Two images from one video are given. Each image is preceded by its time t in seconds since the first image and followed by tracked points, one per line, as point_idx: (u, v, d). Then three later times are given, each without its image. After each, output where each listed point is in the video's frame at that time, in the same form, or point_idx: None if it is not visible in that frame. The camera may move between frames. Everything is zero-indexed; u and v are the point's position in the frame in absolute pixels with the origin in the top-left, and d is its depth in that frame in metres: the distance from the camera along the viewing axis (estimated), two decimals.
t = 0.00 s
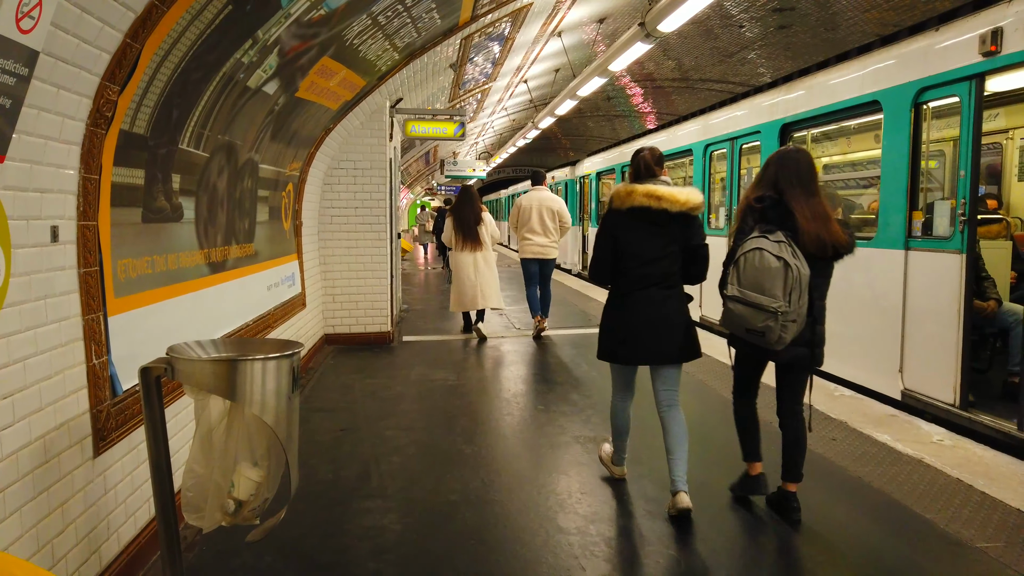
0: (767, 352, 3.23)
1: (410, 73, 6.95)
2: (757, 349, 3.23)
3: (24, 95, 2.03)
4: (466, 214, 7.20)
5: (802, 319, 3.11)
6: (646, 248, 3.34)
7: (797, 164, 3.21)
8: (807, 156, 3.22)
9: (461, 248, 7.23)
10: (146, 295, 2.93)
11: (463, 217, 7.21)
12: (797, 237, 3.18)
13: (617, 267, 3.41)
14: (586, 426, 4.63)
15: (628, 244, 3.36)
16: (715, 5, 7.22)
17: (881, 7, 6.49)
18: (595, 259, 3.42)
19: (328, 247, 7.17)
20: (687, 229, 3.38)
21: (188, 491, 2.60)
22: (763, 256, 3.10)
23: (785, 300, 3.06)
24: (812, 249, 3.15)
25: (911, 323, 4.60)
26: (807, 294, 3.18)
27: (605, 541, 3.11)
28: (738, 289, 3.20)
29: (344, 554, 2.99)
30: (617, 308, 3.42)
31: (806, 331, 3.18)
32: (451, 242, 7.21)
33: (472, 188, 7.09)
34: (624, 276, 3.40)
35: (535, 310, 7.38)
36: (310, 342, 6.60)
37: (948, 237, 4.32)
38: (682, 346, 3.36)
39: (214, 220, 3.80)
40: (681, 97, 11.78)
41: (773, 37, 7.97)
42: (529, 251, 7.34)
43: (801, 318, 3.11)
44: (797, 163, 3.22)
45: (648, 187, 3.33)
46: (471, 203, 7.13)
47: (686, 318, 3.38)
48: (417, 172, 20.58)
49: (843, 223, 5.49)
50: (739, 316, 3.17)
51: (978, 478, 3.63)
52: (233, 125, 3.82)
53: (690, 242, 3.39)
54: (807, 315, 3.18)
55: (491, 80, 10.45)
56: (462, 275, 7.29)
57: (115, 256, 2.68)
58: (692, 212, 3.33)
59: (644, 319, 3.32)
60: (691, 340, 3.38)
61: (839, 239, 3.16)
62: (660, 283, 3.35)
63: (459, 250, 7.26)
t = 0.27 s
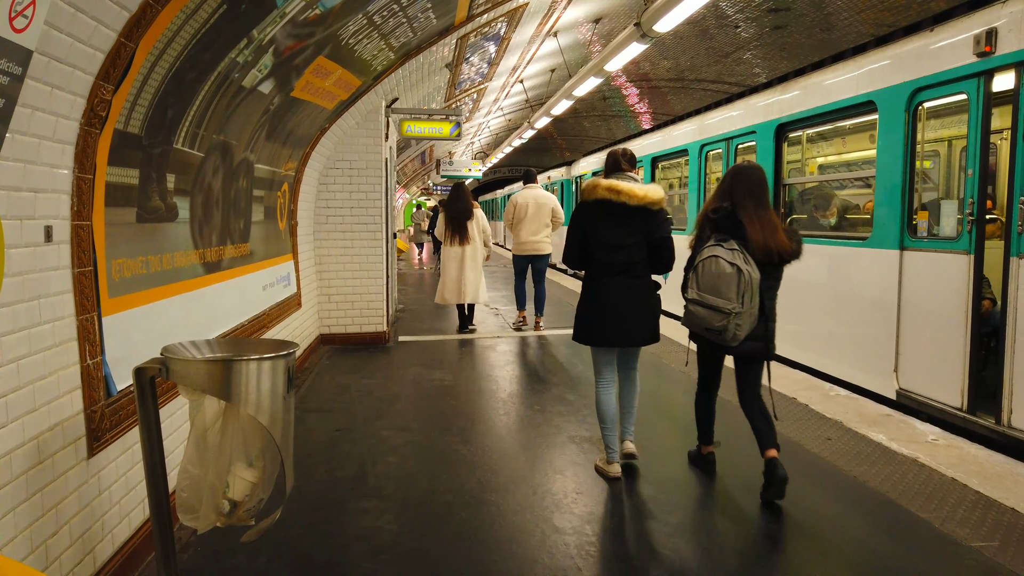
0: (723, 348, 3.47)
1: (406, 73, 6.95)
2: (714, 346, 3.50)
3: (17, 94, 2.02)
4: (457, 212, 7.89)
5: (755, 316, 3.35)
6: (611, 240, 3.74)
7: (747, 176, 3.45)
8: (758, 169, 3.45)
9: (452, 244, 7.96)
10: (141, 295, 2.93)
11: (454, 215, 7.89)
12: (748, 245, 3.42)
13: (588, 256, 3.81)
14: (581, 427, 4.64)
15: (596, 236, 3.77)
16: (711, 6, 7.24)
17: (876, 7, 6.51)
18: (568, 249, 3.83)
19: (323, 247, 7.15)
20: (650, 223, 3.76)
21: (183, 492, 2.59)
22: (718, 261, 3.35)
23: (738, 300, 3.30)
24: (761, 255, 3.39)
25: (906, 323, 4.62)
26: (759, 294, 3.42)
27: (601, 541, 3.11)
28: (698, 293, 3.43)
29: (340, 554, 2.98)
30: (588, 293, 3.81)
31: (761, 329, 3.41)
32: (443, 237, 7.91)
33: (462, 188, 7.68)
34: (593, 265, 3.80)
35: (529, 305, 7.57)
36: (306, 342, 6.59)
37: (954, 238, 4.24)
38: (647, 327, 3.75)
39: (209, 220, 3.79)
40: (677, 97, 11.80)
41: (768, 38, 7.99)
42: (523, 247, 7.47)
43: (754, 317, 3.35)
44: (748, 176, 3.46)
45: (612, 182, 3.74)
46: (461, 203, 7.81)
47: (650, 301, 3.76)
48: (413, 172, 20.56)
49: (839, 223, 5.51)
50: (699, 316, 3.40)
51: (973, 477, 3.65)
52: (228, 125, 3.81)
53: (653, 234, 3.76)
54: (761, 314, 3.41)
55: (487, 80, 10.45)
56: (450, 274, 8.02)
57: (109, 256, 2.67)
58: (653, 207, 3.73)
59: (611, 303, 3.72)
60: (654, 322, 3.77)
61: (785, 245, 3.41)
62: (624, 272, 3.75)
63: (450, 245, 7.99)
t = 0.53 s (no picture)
0: (683, 327, 3.82)
1: (402, 73, 6.94)
2: (677, 325, 3.84)
3: (10, 92, 2.01)
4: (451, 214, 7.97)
5: (711, 299, 3.71)
6: (595, 242, 3.97)
7: (714, 172, 3.83)
8: (724, 166, 3.83)
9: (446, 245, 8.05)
10: (135, 295, 2.91)
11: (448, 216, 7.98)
12: (710, 233, 3.82)
13: (571, 256, 4.02)
14: (577, 426, 4.64)
15: (581, 238, 3.99)
16: (706, 6, 7.25)
17: (870, 7, 6.53)
18: (554, 248, 4.06)
19: (318, 247, 7.14)
20: (632, 230, 3.99)
21: (177, 493, 2.58)
22: (679, 247, 3.72)
23: (695, 283, 3.67)
24: (720, 243, 3.79)
25: (900, 322, 4.64)
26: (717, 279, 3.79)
27: (597, 541, 3.11)
28: (660, 275, 3.79)
29: (335, 555, 2.98)
30: (569, 291, 4.02)
31: (716, 310, 3.78)
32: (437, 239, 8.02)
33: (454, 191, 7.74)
34: (576, 265, 4.01)
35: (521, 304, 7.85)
36: (301, 342, 6.58)
37: (950, 238, 4.24)
38: (620, 328, 3.97)
39: (204, 220, 3.78)
40: (672, 97, 11.82)
41: (764, 38, 8.01)
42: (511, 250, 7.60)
43: (711, 299, 3.71)
44: (714, 172, 3.84)
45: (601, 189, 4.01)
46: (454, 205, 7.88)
47: (627, 304, 3.99)
48: (409, 172, 20.52)
49: (834, 223, 5.53)
50: (659, 297, 3.76)
51: (968, 476, 3.66)
52: (222, 124, 3.80)
53: (634, 241, 3.99)
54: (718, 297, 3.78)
55: (482, 80, 10.44)
56: (443, 271, 8.14)
57: (103, 255, 2.66)
58: (635, 215, 3.96)
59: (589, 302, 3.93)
60: (629, 324, 3.99)
61: (744, 235, 3.80)
62: (606, 274, 3.97)
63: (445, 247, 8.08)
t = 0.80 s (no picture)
0: (661, 323, 4.11)
1: (398, 72, 6.93)
2: (656, 322, 4.12)
3: (3, 92, 2.01)
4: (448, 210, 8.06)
5: (686, 298, 3.99)
6: (582, 229, 4.34)
7: (688, 181, 4.12)
8: (697, 174, 4.15)
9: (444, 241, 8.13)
10: (130, 295, 2.91)
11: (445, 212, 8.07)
12: (684, 238, 4.09)
13: (559, 243, 4.38)
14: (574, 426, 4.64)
15: (569, 227, 4.35)
16: (702, 6, 7.26)
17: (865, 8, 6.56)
18: (544, 236, 4.41)
19: (314, 246, 7.13)
20: (615, 220, 4.39)
21: (172, 493, 2.58)
22: (657, 251, 3.99)
23: (672, 284, 3.94)
24: (695, 247, 4.06)
25: (895, 322, 4.65)
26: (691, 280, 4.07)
27: (594, 541, 3.12)
28: (639, 277, 4.06)
29: (330, 555, 2.97)
30: (557, 275, 4.36)
31: (691, 309, 4.06)
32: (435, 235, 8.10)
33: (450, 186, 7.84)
34: (563, 251, 4.36)
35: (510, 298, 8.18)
36: (297, 342, 6.57)
37: (948, 237, 4.22)
38: (605, 310, 4.28)
39: (199, 220, 3.77)
40: (668, 97, 11.84)
41: (759, 38, 8.03)
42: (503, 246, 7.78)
43: (686, 298, 3.99)
44: (688, 179, 4.14)
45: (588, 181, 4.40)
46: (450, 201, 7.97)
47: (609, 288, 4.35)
48: (405, 172, 20.50)
49: (829, 223, 5.54)
50: (639, 297, 4.02)
51: (962, 476, 3.67)
52: (218, 124, 3.79)
53: (616, 230, 4.39)
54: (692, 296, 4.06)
55: (478, 80, 10.44)
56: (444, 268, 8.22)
57: (98, 255, 2.65)
58: (618, 206, 4.36)
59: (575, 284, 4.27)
60: (612, 306, 4.32)
61: (716, 239, 4.09)
62: (591, 259, 4.32)
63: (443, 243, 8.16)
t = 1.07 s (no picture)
0: (646, 312, 4.41)
1: (397, 72, 6.93)
2: (640, 312, 4.43)
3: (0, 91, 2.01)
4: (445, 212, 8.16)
5: (669, 287, 4.30)
6: (561, 233, 4.56)
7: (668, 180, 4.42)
8: (674, 175, 4.45)
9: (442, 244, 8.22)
10: (129, 295, 2.91)
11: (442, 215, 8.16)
12: (666, 233, 4.41)
13: (539, 247, 4.60)
14: (573, 426, 4.64)
15: (549, 230, 4.57)
16: (701, 6, 7.27)
17: (863, 8, 6.57)
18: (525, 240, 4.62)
19: (313, 246, 7.13)
20: (591, 224, 4.61)
21: (170, 493, 2.57)
22: (641, 244, 4.32)
23: (655, 275, 4.26)
24: (677, 240, 4.38)
25: (894, 322, 4.65)
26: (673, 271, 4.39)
27: (593, 541, 3.11)
28: (625, 269, 4.38)
29: (329, 555, 2.97)
30: (539, 277, 4.59)
31: (674, 298, 4.37)
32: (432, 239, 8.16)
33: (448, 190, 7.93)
34: (543, 255, 4.58)
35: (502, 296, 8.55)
36: (296, 342, 6.56)
37: (951, 237, 4.20)
38: (586, 308, 4.53)
39: (198, 220, 3.77)
40: (667, 97, 11.85)
41: (758, 38, 8.04)
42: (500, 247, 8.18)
43: (669, 288, 4.30)
44: (667, 180, 4.46)
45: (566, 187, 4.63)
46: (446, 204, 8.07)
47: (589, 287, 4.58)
48: (404, 172, 20.47)
49: (828, 223, 5.55)
50: (625, 287, 4.34)
51: (961, 476, 3.67)
52: (216, 124, 3.78)
53: (592, 232, 4.62)
54: (675, 287, 4.36)
55: (477, 80, 10.45)
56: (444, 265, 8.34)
57: (96, 255, 2.65)
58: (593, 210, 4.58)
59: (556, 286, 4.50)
60: (593, 304, 4.58)
61: (696, 233, 4.41)
62: (571, 261, 4.55)
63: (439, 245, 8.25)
